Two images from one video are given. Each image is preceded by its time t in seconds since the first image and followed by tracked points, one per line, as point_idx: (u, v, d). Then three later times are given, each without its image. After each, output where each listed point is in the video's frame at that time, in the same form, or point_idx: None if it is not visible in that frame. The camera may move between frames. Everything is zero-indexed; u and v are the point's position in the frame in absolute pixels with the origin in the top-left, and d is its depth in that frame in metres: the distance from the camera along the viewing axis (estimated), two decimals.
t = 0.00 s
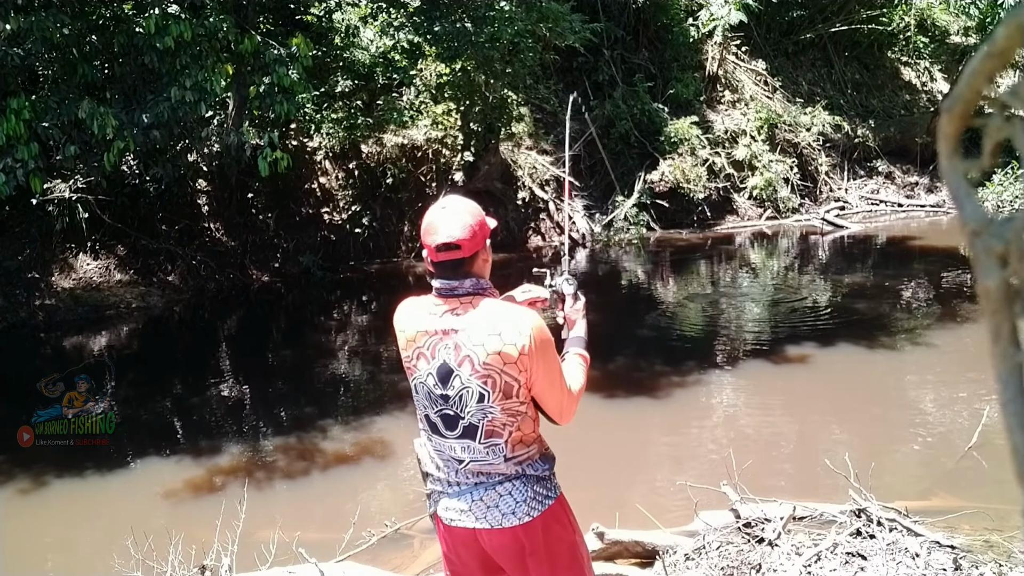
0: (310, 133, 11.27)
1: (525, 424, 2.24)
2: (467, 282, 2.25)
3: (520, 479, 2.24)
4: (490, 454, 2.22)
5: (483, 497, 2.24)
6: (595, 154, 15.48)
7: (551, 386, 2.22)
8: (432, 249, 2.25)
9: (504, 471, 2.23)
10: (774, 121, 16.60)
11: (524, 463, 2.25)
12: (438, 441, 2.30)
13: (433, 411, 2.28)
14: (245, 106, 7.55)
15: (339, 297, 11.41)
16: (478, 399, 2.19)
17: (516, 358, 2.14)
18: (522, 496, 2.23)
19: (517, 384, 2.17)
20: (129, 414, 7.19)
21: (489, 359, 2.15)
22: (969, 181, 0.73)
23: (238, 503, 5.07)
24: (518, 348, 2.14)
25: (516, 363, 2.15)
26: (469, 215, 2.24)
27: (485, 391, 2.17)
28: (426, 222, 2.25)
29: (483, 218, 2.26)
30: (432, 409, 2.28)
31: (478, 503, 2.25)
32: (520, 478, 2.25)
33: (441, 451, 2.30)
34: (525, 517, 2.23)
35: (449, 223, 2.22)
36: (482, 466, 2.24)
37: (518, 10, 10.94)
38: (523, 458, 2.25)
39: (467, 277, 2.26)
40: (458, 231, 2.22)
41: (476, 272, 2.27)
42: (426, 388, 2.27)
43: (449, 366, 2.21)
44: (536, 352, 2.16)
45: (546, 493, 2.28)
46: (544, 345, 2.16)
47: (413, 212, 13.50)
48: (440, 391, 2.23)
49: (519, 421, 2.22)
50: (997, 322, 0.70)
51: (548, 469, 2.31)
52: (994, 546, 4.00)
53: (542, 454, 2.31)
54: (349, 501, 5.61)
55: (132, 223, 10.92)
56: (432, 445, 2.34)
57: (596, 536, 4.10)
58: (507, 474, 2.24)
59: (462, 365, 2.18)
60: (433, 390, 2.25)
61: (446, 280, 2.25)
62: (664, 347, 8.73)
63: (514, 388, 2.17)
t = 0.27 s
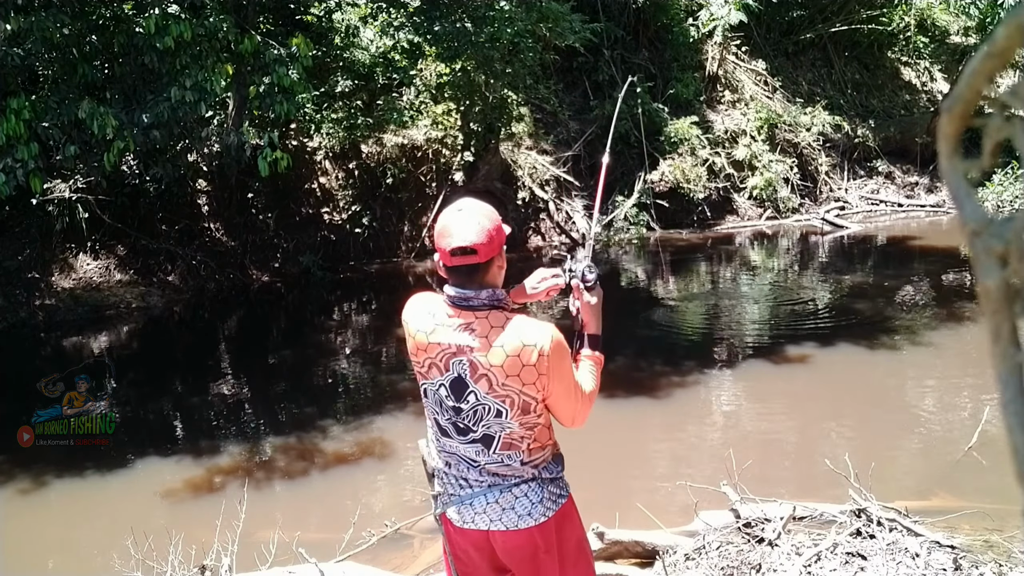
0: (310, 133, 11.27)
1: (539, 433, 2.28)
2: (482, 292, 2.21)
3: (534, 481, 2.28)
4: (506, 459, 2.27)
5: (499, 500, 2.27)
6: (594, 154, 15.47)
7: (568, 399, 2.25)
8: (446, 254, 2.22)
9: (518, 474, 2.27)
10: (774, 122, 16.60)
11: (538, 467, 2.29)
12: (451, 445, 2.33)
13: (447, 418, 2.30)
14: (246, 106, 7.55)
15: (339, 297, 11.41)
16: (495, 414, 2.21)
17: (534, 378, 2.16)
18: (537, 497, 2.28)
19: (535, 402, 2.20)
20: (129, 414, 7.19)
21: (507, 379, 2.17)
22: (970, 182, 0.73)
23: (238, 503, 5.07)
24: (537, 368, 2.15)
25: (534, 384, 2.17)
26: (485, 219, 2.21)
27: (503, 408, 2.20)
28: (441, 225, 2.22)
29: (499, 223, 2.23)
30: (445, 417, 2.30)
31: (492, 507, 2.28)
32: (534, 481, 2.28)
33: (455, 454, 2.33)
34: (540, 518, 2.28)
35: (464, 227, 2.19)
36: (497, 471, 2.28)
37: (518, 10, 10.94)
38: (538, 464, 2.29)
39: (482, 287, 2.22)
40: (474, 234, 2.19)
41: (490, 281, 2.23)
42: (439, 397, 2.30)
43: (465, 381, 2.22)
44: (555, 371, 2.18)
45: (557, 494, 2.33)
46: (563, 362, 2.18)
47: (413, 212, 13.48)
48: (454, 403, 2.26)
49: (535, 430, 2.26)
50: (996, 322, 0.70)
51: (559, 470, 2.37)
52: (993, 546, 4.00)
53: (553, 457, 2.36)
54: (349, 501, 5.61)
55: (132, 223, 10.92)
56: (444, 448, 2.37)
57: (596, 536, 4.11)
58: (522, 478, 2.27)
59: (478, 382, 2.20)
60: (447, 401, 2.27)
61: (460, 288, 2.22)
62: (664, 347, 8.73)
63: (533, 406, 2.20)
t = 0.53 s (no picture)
0: (311, 133, 11.28)
1: (549, 445, 2.27)
2: (489, 305, 2.21)
3: (544, 490, 2.27)
4: (515, 468, 2.26)
5: (508, 507, 2.27)
6: (594, 154, 15.47)
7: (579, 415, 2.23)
8: (453, 266, 2.22)
9: (528, 483, 2.26)
10: (774, 122, 16.60)
11: (548, 475, 2.28)
12: (461, 452, 2.34)
13: (455, 428, 2.31)
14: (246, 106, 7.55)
15: (339, 298, 11.41)
16: (502, 429, 2.22)
17: (541, 397, 2.17)
18: (546, 506, 2.27)
19: (543, 417, 2.20)
20: (129, 414, 7.18)
21: (514, 397, 2.17)
22: (969, 182, 0.73)
23: (238, 503, 5.07)
24: (544, 388, 2.15)
25: (542, 403, 2.17)
26: (491, 228, 2.20)
27: (510, 424, 2.20)
28: (447, 236, 2.22)
29: (505, 231, 2.23)
30: (454, 427, 2.31)
31: (501, 514, 2.28)
32: (544, 489, 2.27)
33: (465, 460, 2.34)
34: (550, 526, 2.27)
35: (470, 238, 2.19)
36: (506, 478, 2.28)
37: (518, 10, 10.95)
38: (548, 474, 2.28)
39: (489, 299, 2.22)
40: (480, 245, 2.18)
41: (497, 292, 2.24)
42: (448, 408, 2.30)
43: (471, 396, 2.22)
44: (563, 389, 2.17)
45: (568, 501, 2.31)
46: (571, 381, 2.17)
47: (413, 212, 13.45)
48: (462, 416, 2.27)
49: (544, 442, 2.25)
50: (996, 322, 0.70)
51: (571, 478, 2.35)
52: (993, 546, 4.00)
53: (566, 466, 2.35)
54: (349, 501, 5.61)
55: (132, 223, 10.93)
56: (454, 455, 2.37)
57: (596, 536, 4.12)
58: (531, 486, 2.27)
59: (484, 398, 2.20)
60: (455, 413, 2.28)
61: (467, 301, 2.23)
62: (664, 347, 8.73)
63: (540, 422, 2.20)
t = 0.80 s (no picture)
0: (311, 133, 11.28)
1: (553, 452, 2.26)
2: (492, 312, 2.19)
3: (549, 496, 2.28)
4: (519, 475, 2.26)
5: (513, 512, 2.28)
6: (594, 154, 15.48)
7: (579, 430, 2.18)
8: (457, 273, 2.21)
9: (533, 489, 2.27)
10: (774, 122, 16.60)
11: (553, 482, 2.28)
12: (466, 457, 2.35)
13: (460, 432, 2.32)
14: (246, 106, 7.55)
15: (339, 298, 11.41)
16: (505, 435, 2.22)
17: (540, 404, 2.14)
18: (551, 511, 2.28)
19: (542, 427, 2.17)
20: (129, 414, 7.18)
21: (514, 403, 2.16)
22: (969, 182, 0.73)
23: (238, 503, 5.07)
24: (543, 394, 2.13)
25: (541, 410, 2.14)
26: (496, 237, 2.18)
27: (512, 430, 2.20)
28: (451, 244, 2.20)
29: (511, 241, 2.20)
30: (458, 431, 2.32)
31: (506, 518, 2.30)
32: (549, 495, 2.28)
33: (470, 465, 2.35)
34: (554, 531, 2.28)
35: (474, 246, 2.17)
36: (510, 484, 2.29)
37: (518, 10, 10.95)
38: (553, 482, 2.28)
39: (493, 306, 2.20)
40: (485, 253, 2.16)
41: (502, 299, 2.21)
42: (452, 413, 2.31)
43: (474, 402, 2.23)
44: (563, 398, 2.13)
45: (573, 506, 2.32)
46: (573, 390, 2.13)
47: (413, 212, 13.45)
48: (466, 420, 2.27)
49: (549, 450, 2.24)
50: (995, 322, 0.70)
51: (577, 484, 2.35)
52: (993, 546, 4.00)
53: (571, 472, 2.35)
54: (349, 501, 5.61)
55: (132, 223, 10.94)
56: (460, 459, 2.38)
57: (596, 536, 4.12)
58: (536, 492, 2.27)
59: (487, 403, 2.20)
60: (459, 418, 2.29)
61: (470, 308, 2.21)
62: (664, 347, 8.73)
63: (540, 432, 2.18)
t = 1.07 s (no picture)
0: (311, 133, 11.28)
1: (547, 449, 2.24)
2: (496, 299, 2.21)
3: (543, 498, 2.27)
4: (514, 473, 2.26)
5: (506, 513, 2.28)
6: (594, 154, 15.48)
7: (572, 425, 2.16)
8: (460, 263, 2.23)
9: (527, 491, 2.26)
10: (774, 122, 16.61)
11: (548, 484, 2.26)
12: (462, 455, 2.34)
13: (458, 422, 2.31)
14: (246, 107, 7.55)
15: (339, 298, 11.41)
16: (502, 421, 2.20)
17: (536, 386, 2.12)
18: (545, 514, 2.27)
19: (537, 413, 2.15)
20: (129, 414, 7.19)
21: (512, 385, 2.15)
22: (969, 183, 0.73)
23: (239, 503, 5.08)
24: (540, 377, 2.11)
25: (536, 393, 2.13)
26: (500, 228, 2.21)
27: (509, 414, 2.18)
28: (455, 236, 2.24)
29: (516, 233, 2.23)
30: (456, 421, 2.32)
31: (500, 519, 2.29)
32: (543, 498, 2.27)
33: (464, 464, 2.34)
34: (547, 535, 2.27)
35: (477, 237, 2.20)
36: (504, 483, 2.28)
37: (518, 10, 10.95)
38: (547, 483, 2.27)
39: (496, 294, 2.22)
40: (488, 245, 2.19)
41: (506, 289, 2.23)
42: (451, 401, 2.31)
43: (474, 385, 2.22)
44: (559, 386, 2.11)
45: (568, 511, 2.30)
46: (570, 378, 2.12)
47: (413, 212, 13.44)
48: (465, 406, 2.26)
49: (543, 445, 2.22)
50: (996, 322, 0.70)
51: (573, 488, 2.34)
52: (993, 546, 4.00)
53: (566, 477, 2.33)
54: (349, 501, 5.61)
55: (132, 223, 10.95)
56: (455, 457, 2.38)
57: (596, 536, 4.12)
58: (530, 494, 2.26)
59: (485, 385, 2.20)
60: (458, 404, 2.28)
61: (474, 296, 2.23)
62: (664, 347, 8.73)
63: (535, 417, 2.16)
